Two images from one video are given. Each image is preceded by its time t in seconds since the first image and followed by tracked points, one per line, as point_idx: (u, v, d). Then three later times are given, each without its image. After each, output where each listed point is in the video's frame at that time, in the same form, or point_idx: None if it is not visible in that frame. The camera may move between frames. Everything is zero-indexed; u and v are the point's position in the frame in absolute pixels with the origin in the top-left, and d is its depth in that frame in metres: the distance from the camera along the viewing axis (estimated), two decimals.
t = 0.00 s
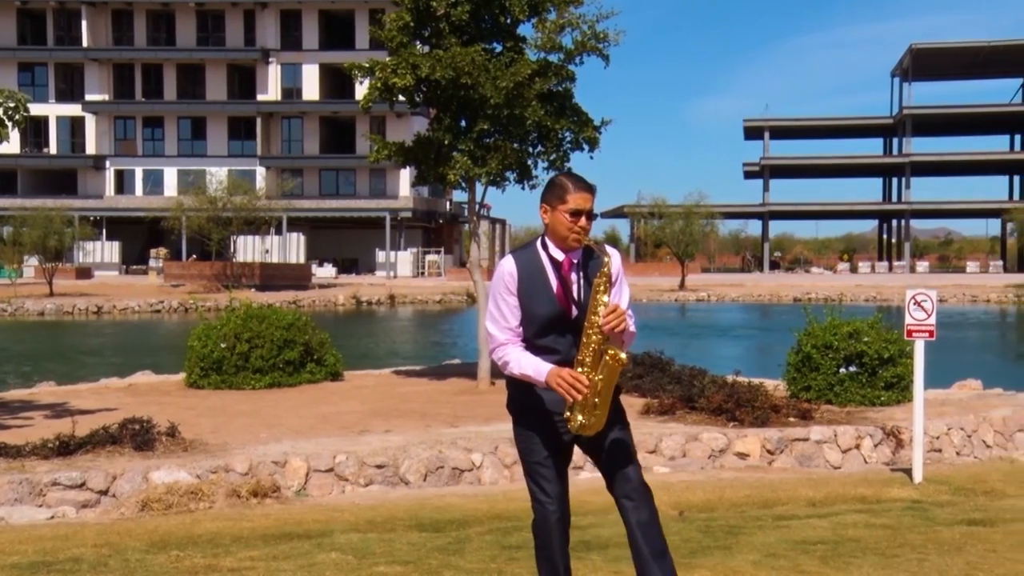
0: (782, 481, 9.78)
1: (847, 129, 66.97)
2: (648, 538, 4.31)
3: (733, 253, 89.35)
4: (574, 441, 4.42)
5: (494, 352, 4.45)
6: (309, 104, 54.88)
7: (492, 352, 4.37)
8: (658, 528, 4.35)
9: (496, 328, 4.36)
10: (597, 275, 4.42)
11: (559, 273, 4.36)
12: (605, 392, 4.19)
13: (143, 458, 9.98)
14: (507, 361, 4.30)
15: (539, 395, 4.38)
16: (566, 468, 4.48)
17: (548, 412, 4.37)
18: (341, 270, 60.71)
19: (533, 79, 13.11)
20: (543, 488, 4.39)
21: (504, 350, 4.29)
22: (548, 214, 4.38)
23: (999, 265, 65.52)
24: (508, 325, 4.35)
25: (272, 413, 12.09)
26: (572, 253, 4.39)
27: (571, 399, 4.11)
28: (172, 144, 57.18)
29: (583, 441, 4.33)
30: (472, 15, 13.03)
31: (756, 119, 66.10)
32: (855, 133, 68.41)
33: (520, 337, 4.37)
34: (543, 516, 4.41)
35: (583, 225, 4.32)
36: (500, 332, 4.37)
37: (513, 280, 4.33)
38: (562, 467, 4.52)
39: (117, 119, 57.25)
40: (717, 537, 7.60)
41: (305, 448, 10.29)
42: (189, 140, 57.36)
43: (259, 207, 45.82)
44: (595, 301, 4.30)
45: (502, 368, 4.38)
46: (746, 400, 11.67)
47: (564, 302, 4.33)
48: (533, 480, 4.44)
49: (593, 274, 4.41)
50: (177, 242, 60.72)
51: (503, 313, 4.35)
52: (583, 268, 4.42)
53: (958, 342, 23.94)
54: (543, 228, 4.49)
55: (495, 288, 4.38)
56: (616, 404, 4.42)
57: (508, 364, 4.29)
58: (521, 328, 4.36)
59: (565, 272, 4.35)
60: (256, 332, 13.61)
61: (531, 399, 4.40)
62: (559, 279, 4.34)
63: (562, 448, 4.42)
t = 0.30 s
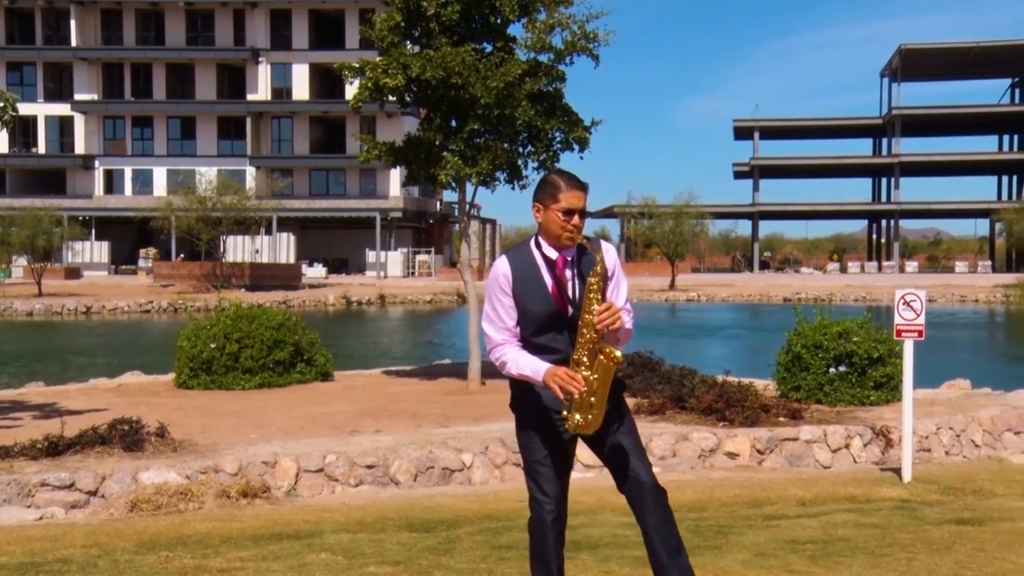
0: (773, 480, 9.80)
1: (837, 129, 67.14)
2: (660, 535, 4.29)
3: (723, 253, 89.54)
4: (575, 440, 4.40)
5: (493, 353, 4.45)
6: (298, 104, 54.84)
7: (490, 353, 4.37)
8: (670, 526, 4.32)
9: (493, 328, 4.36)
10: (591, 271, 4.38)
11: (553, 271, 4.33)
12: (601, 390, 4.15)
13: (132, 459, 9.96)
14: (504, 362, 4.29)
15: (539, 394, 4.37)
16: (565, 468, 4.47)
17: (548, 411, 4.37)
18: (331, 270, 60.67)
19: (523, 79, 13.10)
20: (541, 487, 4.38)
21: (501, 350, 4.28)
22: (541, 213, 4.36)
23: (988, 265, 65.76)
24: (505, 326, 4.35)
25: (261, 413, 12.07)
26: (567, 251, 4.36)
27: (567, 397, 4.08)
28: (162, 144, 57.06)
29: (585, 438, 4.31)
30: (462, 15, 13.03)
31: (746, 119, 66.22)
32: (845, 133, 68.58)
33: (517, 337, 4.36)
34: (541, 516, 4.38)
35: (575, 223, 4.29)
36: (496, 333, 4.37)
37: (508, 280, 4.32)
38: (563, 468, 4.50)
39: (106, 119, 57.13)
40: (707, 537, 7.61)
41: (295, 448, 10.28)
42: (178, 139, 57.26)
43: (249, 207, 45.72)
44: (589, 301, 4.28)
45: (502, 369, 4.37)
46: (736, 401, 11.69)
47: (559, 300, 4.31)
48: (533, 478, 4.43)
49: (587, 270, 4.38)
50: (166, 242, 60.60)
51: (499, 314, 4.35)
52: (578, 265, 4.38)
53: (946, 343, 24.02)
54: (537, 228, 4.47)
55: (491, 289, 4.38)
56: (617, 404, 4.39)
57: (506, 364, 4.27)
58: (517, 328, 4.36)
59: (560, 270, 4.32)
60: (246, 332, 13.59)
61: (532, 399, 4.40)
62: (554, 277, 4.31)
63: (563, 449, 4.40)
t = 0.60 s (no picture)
0: (762, 480, 9.82)
1: (827, 129, 67.31)
2: (671, 546, 4.33)
3: (713, 253, 89.70)
4: (584, 443, 4.41)
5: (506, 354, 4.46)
6: (287, 104, 54.79)
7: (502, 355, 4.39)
8: (679, 539, 4.36)
9: (506, 331, 4.38)
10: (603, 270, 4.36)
11: (564, 272, 4.33)
12: (612, 397, 4.16)
13: (122, 459, 9.93)
14: (517, 365, 4.31)
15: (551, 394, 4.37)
16: (573, 470, 4.47)
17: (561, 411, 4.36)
18: (322, 270, 60.63)
19: (514, 79, 13.10)
20: (546, 487, 4.37)
21: (514, 352, 4.31)
22: (549, 215, 4.36)
23: (977, 265, 65.97)
24: (517, 328, 4.37)
25: (252, 413, 12.04)
26: (578, 252, 4.36)
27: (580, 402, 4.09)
28: (151, 143, 56.95)
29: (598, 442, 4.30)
30: (453, 14, 13.03)
31: (736, 119, 66.34)
32: (835, 134, 68.76)
33: (530, 339, 4.37)
34: (544, 516, 4.39)
35: (584, 225, 4.29)
36: (509, 335, 4.39)
37: (520, 282, 4.33)
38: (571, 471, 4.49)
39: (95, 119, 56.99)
40: (698, 536, 7.63)
41: (285, 449, 10.26)
42: (168, 139, 57.15)
43: (239, 207, 45.65)
44: (599, 306, 4.26)
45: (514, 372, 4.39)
46: (727, 401, 11.71)
47: (571, 302, 4.31)
48: (539, 477, 4.43)
49: (598, 271, 4.36)
50: (156, 242, 60.54)
51: (511, 316, 4.37)
52: (590, 265, 4.37)
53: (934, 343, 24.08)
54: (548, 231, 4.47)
55: (503, 290, 4.39)
56: (630, 408, 4.39)
57: (520, 368, 4.29)
58: (529, 329, 4.37)
59: (571, 271, 4.32)
60: (236, 332, 13.57)
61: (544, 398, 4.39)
62: (565, 280, 4.31)
63: (574, 450, 4.41)
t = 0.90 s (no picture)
0: (755, 478, 9.79)
1: (815, 129, 67.46)
2: (670, 558, 4.69)
3: (702, 253, 89.89)
4: (603, 448, 4.57)
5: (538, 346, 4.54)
6: (276, 104, 54.79)
7: (538, 347, 4.47)
8: (675, 551, 4.71)
9: (544, 324, 4.46)
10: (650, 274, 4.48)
11: (611, 273, 4.43)
12: (653, 397, 4.29)
13: (109, 460, 9.91)
14: (553, 359, 4.39)
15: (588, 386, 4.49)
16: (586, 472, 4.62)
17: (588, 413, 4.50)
18: (310, 270, 60.60)
19: (503, 79, 13.11)
20: (561, 486, 4.51)
21: (552, 346, 4.38)
22: (603, 214, 4.45)
23: (965, 265, 66.17)
24: (557, 323, 4.44)
25: (240, 413, 12.04)
26: (626, 253, 4.47)
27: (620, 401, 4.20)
28: (139, 143, 56.85)
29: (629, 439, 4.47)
30: (442, 14, 13.04)
31: (724, 120, 66.48)
32: (823, 134, 68.94)
33: (567, 334, 4.46)
34: (553, 513, 4.53)
35: (638, 228, 4.39)
36: (548, 328, 4.47)
37: (566, 278, 4.41)
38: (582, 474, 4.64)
39: (82, 118, 56.89)
40: (687, 536, 7.62)
41: (274, 449, 10.24)
42: (156, 139, 57.05)
43: (228, 207, 45.58)
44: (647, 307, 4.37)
45: (548, 365, 4.46)
46: (715, 401, 11.73)
47: (616, 301, 4.41)
48: (554, 473, 4.55)
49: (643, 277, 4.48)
50: (144, 242, 60.42)
51: (553, 309, 4.44)
52: (637, 267, 4.48)
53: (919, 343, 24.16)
54: (597, 228, 4.56)
55: (547, 282, 4.46)
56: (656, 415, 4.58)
57: (556, 361, 4.37)
58: (568, 324, 4.45)
59: (618, 272, 4.43)
60: (224, 333, 13.55)
61: (573, 397, 4.51)
62: (611, 279, 4.42)
63: (592, 453, 4.56)
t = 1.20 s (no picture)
0: (753, 477, 9.60)
1: (803, 129, 67.61)
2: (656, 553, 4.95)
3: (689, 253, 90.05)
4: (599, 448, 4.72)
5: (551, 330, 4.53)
6: (262, 104, 54.76)
7: (555, 330, 4.46)
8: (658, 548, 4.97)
9: (566, 306, 4.45)
10: (674, 283, 4.64)
11: (641, 270, 4.51)
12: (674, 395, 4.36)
13: (95, 461, 9.88)
14: (570, 343, 4.40)
15: (599, 381, 4.60)
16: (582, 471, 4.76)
17: (592, 413, 4.63)
18: (297, 270, 60.54)
19: (490, 79, 13.12)
20: (558, 485, 4.65)
21: (573, 331, 4.39)
22: (646, 213, 4.53)
23: (951, 265, 66.39)
24: (579, 307, 4.44)
25: (227, 413, 12.02)
26: (657, 257, 4.58)
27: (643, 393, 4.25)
28: (125, 143, 56.73)
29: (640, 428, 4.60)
30: (430, 14, 13.04)
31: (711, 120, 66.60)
32: (811, 134, 69.10)
33: (586, 321, 4.47)
34: (547, 511, 4.69)
35: (678, 234, 4.50)
36: (569, 311, 4.45)
37: (599, 267, 4.45)
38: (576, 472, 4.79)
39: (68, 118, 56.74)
40: (674, 536, 7.60)
41: (261, 449, 10.22)
42: (142, 138, 56.93)
43: (214, 207, 45.49)
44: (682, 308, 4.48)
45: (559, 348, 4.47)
46: (702, 400, 11.76)
47: (643, 299, 4.50)
48: (549, 471, 4.69)
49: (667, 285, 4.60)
50: (131, 242, 60.28)
51: (579, 294, 4.44)
52: (662, 273, 4.62)
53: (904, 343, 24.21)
54: (630, 225, 4.64)
55: (577, 267, 4.46)
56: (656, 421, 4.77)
57: (573, 346, 4.38)
58: (590, 313, 4.47)
59: (648, 272, 4.52)
60: (211, 333, 13.52)
61: (581, 395, 4.61)
62: (641, 276, 4.50)
63: (588, 454, 4.70)
